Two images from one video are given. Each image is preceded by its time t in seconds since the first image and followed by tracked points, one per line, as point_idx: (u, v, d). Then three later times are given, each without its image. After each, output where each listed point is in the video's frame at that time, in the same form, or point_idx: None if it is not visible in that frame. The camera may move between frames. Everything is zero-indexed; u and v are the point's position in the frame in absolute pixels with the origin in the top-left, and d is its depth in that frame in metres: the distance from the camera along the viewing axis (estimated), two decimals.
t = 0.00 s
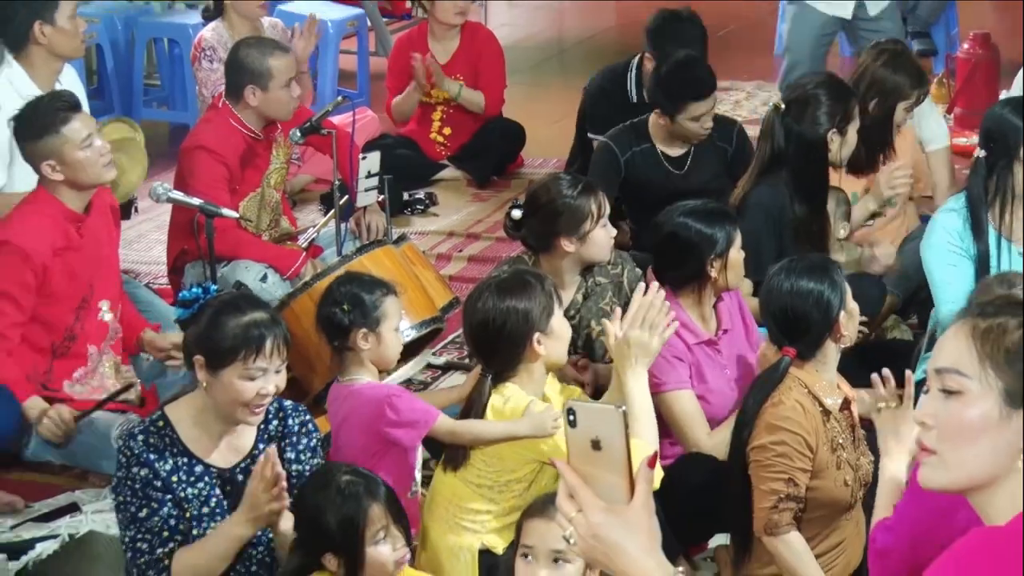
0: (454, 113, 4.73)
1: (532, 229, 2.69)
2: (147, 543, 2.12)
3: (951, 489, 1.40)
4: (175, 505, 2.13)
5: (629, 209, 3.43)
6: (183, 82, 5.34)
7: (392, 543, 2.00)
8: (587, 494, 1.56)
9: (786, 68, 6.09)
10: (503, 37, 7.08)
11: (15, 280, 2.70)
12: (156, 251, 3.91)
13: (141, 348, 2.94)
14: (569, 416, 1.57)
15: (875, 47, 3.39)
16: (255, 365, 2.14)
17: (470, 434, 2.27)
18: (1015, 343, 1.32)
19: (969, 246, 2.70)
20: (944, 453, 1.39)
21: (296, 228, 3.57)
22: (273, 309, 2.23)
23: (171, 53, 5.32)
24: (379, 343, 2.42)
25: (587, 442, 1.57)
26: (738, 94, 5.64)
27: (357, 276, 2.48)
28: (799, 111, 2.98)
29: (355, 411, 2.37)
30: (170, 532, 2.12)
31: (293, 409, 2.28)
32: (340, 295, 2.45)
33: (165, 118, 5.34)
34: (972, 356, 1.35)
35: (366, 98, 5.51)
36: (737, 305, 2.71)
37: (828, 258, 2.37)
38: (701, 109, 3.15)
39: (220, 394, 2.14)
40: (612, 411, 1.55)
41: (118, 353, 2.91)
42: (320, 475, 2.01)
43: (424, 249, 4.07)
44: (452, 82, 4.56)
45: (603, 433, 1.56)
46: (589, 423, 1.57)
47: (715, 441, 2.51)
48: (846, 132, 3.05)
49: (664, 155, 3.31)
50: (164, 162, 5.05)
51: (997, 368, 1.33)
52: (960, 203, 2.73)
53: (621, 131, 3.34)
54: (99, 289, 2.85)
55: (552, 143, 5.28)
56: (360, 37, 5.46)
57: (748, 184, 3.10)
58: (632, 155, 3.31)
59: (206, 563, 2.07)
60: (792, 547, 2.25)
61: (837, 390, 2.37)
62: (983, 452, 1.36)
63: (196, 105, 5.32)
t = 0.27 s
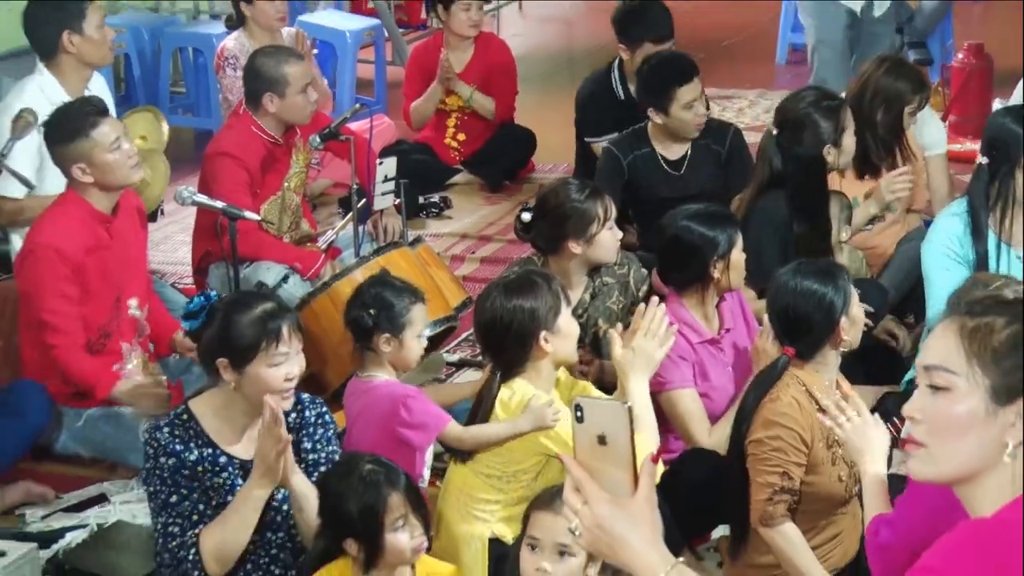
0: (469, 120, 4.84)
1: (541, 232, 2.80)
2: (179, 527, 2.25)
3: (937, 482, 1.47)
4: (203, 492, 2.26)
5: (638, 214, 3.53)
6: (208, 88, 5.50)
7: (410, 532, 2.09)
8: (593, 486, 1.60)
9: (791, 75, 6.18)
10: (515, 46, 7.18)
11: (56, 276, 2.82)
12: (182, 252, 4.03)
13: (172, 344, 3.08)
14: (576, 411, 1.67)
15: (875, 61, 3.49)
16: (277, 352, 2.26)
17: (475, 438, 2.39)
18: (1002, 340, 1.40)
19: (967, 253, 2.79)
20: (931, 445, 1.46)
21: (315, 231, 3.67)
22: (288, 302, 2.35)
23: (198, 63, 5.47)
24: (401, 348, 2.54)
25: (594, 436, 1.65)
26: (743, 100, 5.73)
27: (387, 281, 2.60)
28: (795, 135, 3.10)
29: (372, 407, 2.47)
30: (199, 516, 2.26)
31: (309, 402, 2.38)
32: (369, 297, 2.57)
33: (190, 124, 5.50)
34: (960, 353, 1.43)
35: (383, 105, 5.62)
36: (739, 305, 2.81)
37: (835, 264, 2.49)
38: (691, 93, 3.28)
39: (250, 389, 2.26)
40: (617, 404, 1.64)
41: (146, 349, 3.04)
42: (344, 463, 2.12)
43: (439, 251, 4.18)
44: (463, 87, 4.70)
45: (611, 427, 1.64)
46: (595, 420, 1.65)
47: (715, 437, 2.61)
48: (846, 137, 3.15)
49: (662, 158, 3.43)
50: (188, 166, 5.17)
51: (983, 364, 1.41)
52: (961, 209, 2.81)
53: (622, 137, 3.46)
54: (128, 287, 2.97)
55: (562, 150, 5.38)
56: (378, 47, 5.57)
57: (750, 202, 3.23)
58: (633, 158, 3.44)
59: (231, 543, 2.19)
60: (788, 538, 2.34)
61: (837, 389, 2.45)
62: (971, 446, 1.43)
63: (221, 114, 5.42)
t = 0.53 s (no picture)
0: (482, 127, 4.98)
1: (552, 235, 2.94)
2: (195, 523, 2.32)
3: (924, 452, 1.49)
4: (221, 488, 2.33)
5: (647, 218, 3.64)
6: (231, 95, 5.65)
7: (428, 526, 2.19)
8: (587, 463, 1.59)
9: (792, 84, 6.29)
10: (525, 54, 7.30)
11: (102, 269, 2.94)
12: (207, 254, 4.15)
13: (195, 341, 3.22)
14: (574, 392, 1.65)
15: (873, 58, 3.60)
16: (290, 345, 2.34)
17: (487, 445, 2.49)
18: (979, 314, 1.44)
19: (967, 257, 2.90)
20: (913, 414, 1.48)
21: (334, 233, 3.78)
22: (298, 300, 2.43)
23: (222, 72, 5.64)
24: (431, 351, 2.63)
25: (589, 417, 1.63)
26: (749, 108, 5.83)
27: (423, 285, 2.67)
28: (793, 150, 3.22)
29: (394, 407, 2.57)
30: (215, 512, 2.32)
31: (325, 397, 2.47)
32: (404, 301, 2.64)
33: (214, 130, 5.65)
34: (939, 327, 1.47)
35: (400, 112, 5.74)
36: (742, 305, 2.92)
37: (859, 271, 2.52)
38: (683, 86, 3.48)
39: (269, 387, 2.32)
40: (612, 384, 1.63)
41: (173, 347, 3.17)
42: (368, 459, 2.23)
43: (453, 252, 4.30)
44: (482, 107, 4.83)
45: (608, 409, 1.62)
46: (592, 398, 1.64)
47: (717, 430, 2.69)
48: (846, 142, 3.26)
49: (659, 161, 3.59)
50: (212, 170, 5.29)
51: (961, 338, 1.44)
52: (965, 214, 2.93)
53: (621, 139, 3.63)
54: (156, 284, 3.11)
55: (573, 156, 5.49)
56: (397, 58, 5.69)
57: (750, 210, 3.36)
58: (634, 157, 3.59)
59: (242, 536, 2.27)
60: (793, 530, 2.34)
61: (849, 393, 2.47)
62: (953, 416, 1.45)
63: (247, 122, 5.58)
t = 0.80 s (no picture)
0: (499, 131, 5.04)
1: (567, 237, 3.02)
2: (222, 515, 2.39)
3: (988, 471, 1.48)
4: (244, 481, 2.38)
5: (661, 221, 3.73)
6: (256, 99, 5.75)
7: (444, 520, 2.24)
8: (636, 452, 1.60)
9: (801, 90, 6.37)
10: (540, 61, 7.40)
11: (110, 279, 3.05)
12: (232, 254, 4.25)
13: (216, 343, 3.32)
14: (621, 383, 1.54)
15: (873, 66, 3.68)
16: (305, 341, 2.38)
17: (505, 438, 2.55)
18: None
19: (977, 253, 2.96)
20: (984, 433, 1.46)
21: (355, 235, 3.87)
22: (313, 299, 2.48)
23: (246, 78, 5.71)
24: (453, 344, 2.71)
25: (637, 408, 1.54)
26: (759, 113, 5.91)
27: (444, 280, 2.75)
28: (799, 153, 3.31)
29: (420, 401, 2.66)
30: (242, 503, 2.39)
31: (343, 393, 2.53)
32: (424, 296, 2.72)
33: (239, 134, 5.75)
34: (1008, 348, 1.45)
35: (418, 117, 5.84)
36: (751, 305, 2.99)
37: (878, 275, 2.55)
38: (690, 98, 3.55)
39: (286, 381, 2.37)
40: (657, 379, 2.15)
41: (199, 346, 3.26)
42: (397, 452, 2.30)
43: (470, 253, 4.38)
44: (504, 95, 4.90)
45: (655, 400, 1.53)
46: (639, 391, 2.16)
47: (728, 427, 2.77)
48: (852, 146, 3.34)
49: (667, 169, 3.68)
50: (236, 173, 5.40)
51: None
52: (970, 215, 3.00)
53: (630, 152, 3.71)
54: (185, 289, 3.21)
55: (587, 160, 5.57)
56: (414, 63, 5.79)
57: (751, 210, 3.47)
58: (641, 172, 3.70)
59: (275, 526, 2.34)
60: (809, 528, 2.37)
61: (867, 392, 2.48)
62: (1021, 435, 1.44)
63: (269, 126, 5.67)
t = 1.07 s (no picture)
0: (514, 134, 5.09)
1: (579, 237, 3.08)
2: (247, 503, 2.42)
3: None
4: (265, 474, 2.42)
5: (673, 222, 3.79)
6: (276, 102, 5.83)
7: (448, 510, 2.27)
8: (693, 446, 1.74)
9: (808, 94, 6.42)
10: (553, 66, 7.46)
11: (138, 277, 3.09)
12: (252, 254, 4.32)
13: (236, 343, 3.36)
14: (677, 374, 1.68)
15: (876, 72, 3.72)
16: (320, 337, 2.42)
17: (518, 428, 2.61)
18: None
19: (979, 256, 3.04)
20: None
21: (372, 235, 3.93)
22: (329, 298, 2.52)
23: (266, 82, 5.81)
24: (465, 341, 2.78)
25: (692, 400, 1.69)
26: (769, 117, 5.96)
27: (455, 279, 2.82)
28: (806, 152, 3.37)
29: (437, 399, 2.76)
30: (265, 493, 2.43)
31: (359, 389, 2.51)
32: (438, 294, 2.79)
33: (259, 137, 5.82)
34: None
35: (434, 120, 5.91)
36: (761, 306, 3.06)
37: (871, 273, 2.61)
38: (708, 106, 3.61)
39: (301, 376, 2.42)
40: (718, 373, 1.66)
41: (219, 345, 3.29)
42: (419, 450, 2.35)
43: (485, 253, 4.45)
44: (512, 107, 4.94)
45: (710, 393, 1.68)
46: (698, 384, 1.68)
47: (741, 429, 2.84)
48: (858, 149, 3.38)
49: (687, 179, 3.74)
50: (255, 175, 5.47)
51: None
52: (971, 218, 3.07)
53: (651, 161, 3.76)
54: (206, 288, 3.24)
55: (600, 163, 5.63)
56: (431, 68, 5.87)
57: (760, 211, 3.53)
58: (662, 180, 3.73)
59: (298, 507, 2.35)
60: (813, 524, 2.46)
61: (865, 389, 2.57)
62: None
63: (289, 128, 5.75)
